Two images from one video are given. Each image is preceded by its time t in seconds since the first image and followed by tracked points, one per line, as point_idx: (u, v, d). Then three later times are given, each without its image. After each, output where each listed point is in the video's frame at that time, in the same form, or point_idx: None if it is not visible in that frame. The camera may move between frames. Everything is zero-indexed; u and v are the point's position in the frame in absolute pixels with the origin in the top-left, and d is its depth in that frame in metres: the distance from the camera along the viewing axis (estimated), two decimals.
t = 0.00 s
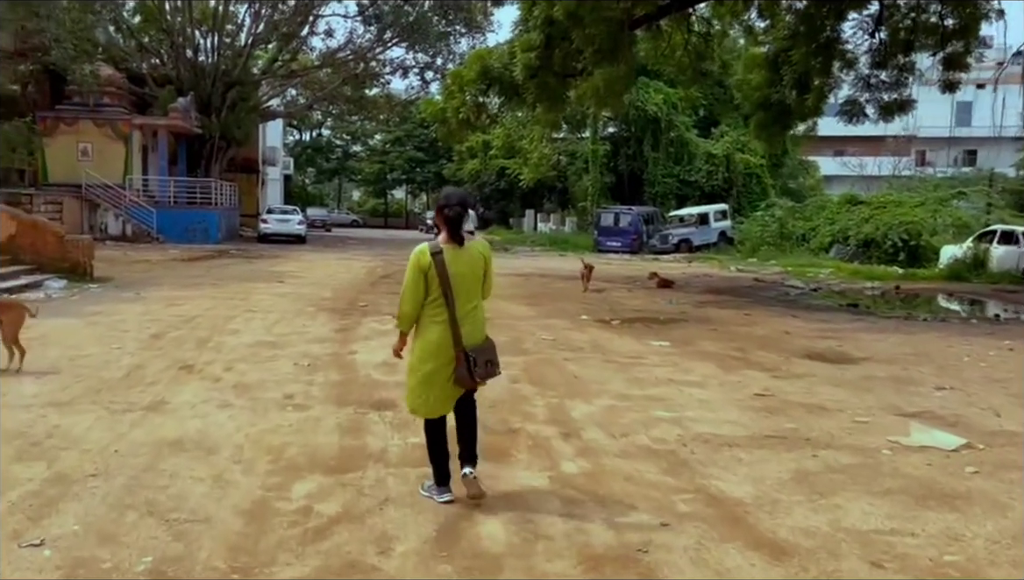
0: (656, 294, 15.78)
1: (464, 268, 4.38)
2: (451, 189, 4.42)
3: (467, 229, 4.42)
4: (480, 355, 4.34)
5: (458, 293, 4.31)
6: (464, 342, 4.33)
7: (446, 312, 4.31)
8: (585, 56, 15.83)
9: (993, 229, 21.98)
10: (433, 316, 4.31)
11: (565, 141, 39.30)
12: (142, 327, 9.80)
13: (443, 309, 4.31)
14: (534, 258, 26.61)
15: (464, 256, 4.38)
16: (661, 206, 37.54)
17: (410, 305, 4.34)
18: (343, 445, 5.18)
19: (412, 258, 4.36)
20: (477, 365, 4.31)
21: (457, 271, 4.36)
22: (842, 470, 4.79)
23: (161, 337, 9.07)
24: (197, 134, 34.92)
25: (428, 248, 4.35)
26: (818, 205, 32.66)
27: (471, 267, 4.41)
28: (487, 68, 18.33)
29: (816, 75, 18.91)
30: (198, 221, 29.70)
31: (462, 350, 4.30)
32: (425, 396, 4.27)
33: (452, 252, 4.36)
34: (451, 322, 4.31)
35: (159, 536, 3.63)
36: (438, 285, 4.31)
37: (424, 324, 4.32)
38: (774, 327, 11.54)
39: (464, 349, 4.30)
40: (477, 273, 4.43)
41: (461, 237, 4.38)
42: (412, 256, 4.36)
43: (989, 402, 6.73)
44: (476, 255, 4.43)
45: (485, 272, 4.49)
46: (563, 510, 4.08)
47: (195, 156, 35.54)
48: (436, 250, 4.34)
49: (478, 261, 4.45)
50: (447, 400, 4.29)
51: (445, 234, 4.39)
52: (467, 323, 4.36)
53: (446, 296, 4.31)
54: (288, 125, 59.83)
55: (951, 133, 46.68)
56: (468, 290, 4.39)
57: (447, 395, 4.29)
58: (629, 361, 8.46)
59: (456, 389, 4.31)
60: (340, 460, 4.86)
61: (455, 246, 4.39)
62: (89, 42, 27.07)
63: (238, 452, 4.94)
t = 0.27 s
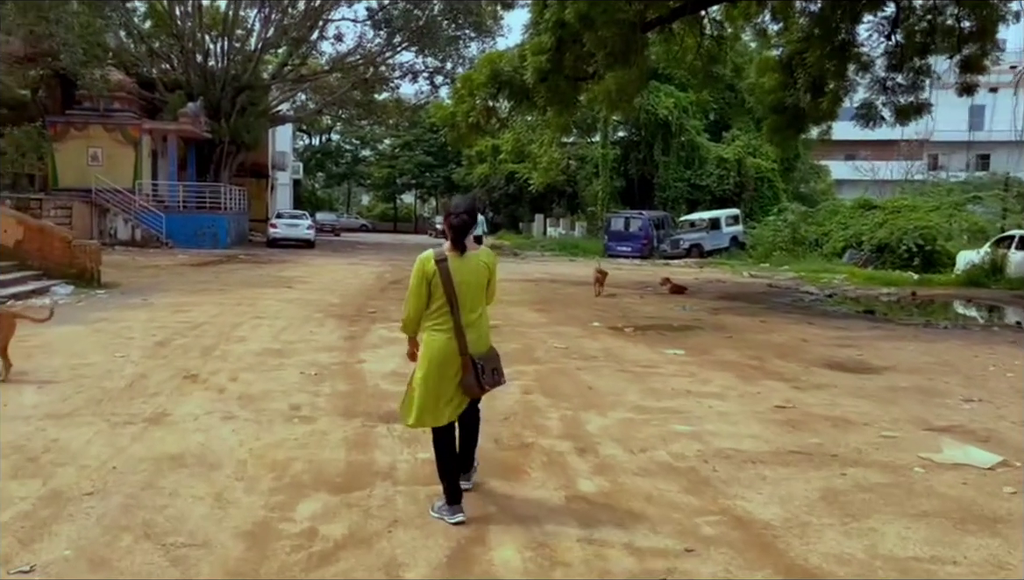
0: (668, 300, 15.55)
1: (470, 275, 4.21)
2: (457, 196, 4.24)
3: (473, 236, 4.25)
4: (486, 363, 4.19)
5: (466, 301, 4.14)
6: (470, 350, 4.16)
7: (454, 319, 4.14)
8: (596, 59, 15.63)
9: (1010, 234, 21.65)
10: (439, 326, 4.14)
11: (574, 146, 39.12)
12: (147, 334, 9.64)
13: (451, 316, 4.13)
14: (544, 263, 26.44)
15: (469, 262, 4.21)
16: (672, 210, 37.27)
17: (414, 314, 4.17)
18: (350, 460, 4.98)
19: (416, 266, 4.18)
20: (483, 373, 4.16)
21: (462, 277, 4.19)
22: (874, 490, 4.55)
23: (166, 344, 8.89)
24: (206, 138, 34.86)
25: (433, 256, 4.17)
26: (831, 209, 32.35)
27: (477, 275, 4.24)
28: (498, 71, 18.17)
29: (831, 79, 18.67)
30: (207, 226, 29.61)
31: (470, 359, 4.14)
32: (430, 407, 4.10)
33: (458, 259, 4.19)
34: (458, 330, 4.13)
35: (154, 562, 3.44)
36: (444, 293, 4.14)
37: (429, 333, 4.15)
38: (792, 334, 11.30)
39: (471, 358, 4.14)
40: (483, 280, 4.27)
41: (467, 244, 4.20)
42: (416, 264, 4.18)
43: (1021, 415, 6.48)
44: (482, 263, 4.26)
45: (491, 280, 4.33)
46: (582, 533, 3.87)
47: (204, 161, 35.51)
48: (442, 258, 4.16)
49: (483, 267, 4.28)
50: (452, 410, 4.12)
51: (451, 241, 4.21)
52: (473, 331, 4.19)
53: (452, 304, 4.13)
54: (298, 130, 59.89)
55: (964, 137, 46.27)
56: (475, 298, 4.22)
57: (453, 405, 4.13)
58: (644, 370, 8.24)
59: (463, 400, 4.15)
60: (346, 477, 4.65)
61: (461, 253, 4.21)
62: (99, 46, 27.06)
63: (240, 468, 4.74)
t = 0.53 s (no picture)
0: (676, 304, 15.36)
1: (487, 281, 4.14)
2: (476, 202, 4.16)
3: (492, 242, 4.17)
4: (501, 368, 4.10)
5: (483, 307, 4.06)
6: (486, 356, 4.09)
7: (470, 325, 4.06)
8: (604, 60, 15.47)
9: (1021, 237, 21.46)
10: (455, 331, 4.07)
11: (579, 149, 38.95)
12: (149, 340, 9.46)
13: (467, 322, 4.06)
14: (548, 267, 26.26)
15: (487, 268, 4.14)
16: (677, 214, 37.07)
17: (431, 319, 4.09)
18: (357, 473, 4.78)
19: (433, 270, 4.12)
20: (498, 379, 4.08)
21: (480, 283, 4.12)
22: (906, 506, 4.35)
23: (167, 351, 8.71)
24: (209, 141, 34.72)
25: (451, 261, 4.10)
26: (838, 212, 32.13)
27: (495, 281, 4.16)
28: (503, 73, 18.03)
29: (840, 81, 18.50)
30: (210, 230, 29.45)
31: (485, 364, 4.06)
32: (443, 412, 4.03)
33: (476, 264, 4.12)
34: (474, 335, 4.07)
35: None
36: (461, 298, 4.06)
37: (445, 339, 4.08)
38: (804, 340, 11.10)
39: (486, 363, 4.06)
40: (501, 286, 4.19)
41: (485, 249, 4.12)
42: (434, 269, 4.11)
43: None
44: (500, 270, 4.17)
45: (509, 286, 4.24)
46: (603, 554, 3.67)
47: (207, 164, 35.38)
48: (459, 263, 4.08)
49: (501, 274, 4.21)
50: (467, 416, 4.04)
51: (470, 247, 4.13)
52: (489, 338, 4.11)
53: (469, 309, 4.06)
54: (301, 133, 59.82)
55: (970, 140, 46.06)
56: (492, 304, 4.14)
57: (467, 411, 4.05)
58: (657, 377, 8.04)
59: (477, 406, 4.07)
60: (354, 492, 4.45)
61: (479, 258, 4.13)
62: (102, 48, 26.99)
63: (243, 482, 4.55)
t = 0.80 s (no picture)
0: (679, 308, 15.16)
1: (507, 281, 4.24)
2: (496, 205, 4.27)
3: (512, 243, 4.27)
4: (525, 366, 4.22)
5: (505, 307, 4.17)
6: (509, 355, 4.20)
7: (493, 325, 4.17)
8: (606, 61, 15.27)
9: None
10: (478, 331, 4.17)
11: (576, 151, 38.73)
12: (144, 345, 9.24)
13: (489, 323, 4.17)
14: (548, 270, 26.02)
15: (507, 268, 4.24)
16: (675, 217, 36.86)
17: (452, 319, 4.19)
18: (364, 488, 4.56)
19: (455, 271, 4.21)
20: (523, 378, 4.20)
21: (500, 283, 4.21)
22: (942, 525, 4.15)
23: (162, 357, 8.47)
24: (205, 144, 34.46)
25: (472, 262, 4.19)
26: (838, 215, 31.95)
27: (515, 280, 4.26)
28: (504, 75, 17.80)
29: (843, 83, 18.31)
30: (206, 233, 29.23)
31: (509, 363, 4.18)
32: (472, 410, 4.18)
33: (496, 265, 4.21)
34: (497, 335, 4.17)
35: None
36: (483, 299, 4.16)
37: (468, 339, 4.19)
38: (812, 345, 10.90)
39: (510, 362, 4.18)
40: (520, 285, 4.29)
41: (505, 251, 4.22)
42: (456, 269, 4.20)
43: None
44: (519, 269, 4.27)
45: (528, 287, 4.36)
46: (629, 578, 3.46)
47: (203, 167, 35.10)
48: (480, 263, 4.17)
49: (520, 273, 4.31)
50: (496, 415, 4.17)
51: (490, 248, 4.22)
52: (511, 336, 4.23)
53: (490, 310, 4.16)
54: (297, 136, 59.54)
55: (968, 143, 45.98)
56: (513, 304, 4.25)
57: (494, 410, 4.18)
58: (667, 385, 7.84)
59: (503, 404, 4.19)
60: (360, 510, 4.23)
61: (500, 259, 4.23)
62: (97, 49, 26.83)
63: (243, 499, 4.33)
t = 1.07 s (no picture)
0: (675, 311, 15.00)
1: (512, 292, 4.10)
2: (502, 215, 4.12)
3: (518, 254, 4.11)
4: (530, 378, 4.07)
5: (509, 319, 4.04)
6: (513, 367, 4.07)
7: (496, 338, 4.04)
8: (601, 61, 15.12)
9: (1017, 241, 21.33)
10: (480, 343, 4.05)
11: (567, 153, 38.56)
12: (130, 353, 9.00)
13: (493, 335, 4.04)
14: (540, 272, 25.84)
15: (512, 279, 4.10)
16: (667, 218, 36.74)
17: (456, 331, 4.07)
18: (361, 507, 4.35)
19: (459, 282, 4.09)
20: (528, 390, 4.05)
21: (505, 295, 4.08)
22: (968, 544, 3.97)
23: (149, 366, 8.22)
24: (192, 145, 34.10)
25: (476, 273, 4.06)
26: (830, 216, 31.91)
27: (520, 291, 4.11)
28: (496, 76, 17.59)
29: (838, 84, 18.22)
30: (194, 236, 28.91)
31: (512, 375, 4.05)
32: (477, 424, 4.08)
33: (500, 275, 4.07)
34: (500, 348, 4.04)
35: None
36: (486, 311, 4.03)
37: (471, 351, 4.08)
38: (813, 349, 10.75)
39: (513, 374, 4.05)
40: (525, 296, 4.16)
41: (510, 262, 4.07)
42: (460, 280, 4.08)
43: None
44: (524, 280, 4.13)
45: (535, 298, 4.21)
46: None
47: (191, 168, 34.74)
48: (483, 275, 4.04)
49: (526, 284, 4.17)
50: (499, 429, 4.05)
51: (495, 259, 4.08)
52: (515, 348, 4.10)
53: (494, 322, 4.03)
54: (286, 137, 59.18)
55: (957, 144, 46.09)
56: (518, 315, 4.11)
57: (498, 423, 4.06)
58: (670, 393, 7.65)
59: (507, 418, 4.05)
60: (359, 532, 4.01)
61: (505, 270, 4.09)
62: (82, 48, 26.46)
63: (235, 522, 4.10)
